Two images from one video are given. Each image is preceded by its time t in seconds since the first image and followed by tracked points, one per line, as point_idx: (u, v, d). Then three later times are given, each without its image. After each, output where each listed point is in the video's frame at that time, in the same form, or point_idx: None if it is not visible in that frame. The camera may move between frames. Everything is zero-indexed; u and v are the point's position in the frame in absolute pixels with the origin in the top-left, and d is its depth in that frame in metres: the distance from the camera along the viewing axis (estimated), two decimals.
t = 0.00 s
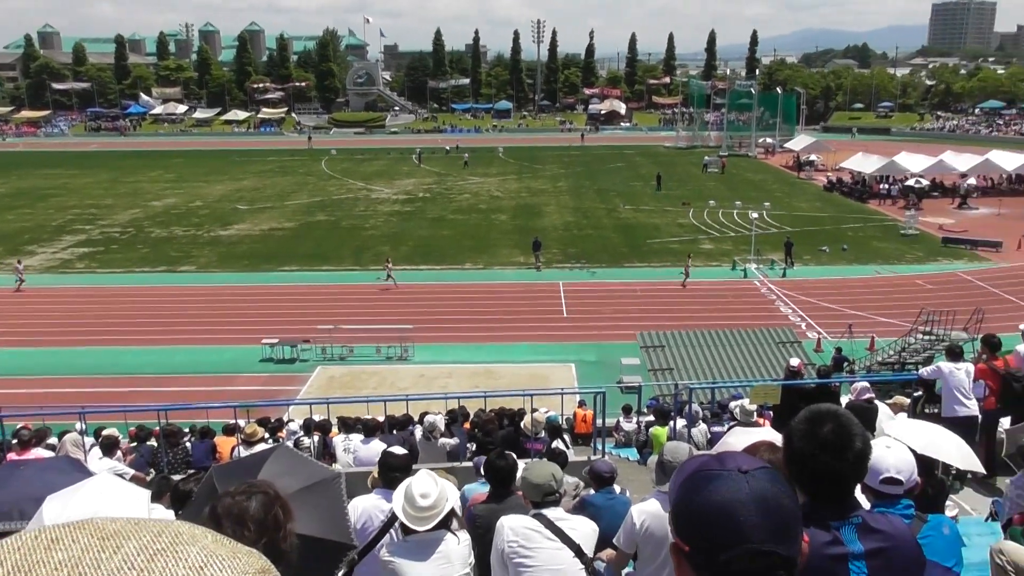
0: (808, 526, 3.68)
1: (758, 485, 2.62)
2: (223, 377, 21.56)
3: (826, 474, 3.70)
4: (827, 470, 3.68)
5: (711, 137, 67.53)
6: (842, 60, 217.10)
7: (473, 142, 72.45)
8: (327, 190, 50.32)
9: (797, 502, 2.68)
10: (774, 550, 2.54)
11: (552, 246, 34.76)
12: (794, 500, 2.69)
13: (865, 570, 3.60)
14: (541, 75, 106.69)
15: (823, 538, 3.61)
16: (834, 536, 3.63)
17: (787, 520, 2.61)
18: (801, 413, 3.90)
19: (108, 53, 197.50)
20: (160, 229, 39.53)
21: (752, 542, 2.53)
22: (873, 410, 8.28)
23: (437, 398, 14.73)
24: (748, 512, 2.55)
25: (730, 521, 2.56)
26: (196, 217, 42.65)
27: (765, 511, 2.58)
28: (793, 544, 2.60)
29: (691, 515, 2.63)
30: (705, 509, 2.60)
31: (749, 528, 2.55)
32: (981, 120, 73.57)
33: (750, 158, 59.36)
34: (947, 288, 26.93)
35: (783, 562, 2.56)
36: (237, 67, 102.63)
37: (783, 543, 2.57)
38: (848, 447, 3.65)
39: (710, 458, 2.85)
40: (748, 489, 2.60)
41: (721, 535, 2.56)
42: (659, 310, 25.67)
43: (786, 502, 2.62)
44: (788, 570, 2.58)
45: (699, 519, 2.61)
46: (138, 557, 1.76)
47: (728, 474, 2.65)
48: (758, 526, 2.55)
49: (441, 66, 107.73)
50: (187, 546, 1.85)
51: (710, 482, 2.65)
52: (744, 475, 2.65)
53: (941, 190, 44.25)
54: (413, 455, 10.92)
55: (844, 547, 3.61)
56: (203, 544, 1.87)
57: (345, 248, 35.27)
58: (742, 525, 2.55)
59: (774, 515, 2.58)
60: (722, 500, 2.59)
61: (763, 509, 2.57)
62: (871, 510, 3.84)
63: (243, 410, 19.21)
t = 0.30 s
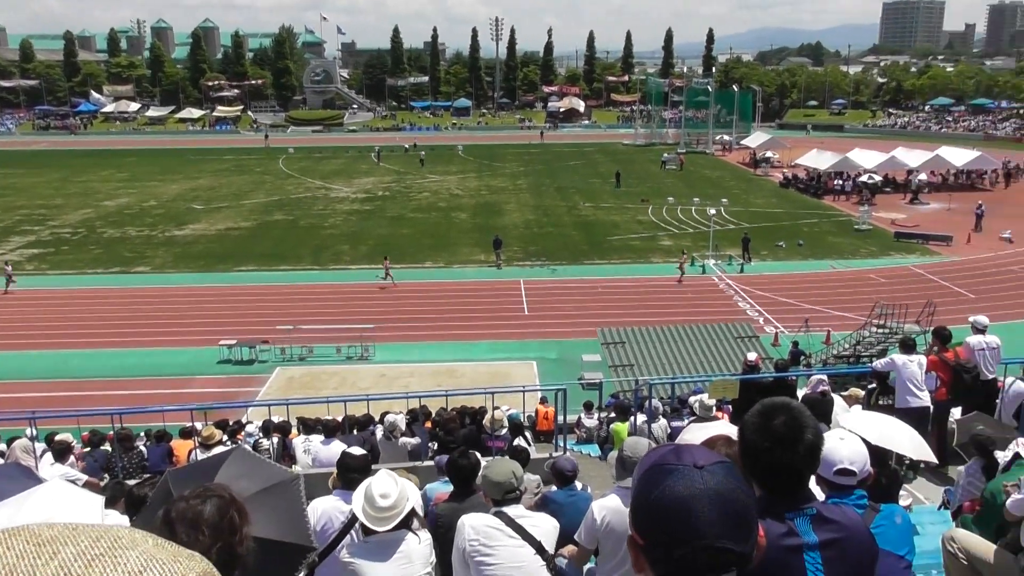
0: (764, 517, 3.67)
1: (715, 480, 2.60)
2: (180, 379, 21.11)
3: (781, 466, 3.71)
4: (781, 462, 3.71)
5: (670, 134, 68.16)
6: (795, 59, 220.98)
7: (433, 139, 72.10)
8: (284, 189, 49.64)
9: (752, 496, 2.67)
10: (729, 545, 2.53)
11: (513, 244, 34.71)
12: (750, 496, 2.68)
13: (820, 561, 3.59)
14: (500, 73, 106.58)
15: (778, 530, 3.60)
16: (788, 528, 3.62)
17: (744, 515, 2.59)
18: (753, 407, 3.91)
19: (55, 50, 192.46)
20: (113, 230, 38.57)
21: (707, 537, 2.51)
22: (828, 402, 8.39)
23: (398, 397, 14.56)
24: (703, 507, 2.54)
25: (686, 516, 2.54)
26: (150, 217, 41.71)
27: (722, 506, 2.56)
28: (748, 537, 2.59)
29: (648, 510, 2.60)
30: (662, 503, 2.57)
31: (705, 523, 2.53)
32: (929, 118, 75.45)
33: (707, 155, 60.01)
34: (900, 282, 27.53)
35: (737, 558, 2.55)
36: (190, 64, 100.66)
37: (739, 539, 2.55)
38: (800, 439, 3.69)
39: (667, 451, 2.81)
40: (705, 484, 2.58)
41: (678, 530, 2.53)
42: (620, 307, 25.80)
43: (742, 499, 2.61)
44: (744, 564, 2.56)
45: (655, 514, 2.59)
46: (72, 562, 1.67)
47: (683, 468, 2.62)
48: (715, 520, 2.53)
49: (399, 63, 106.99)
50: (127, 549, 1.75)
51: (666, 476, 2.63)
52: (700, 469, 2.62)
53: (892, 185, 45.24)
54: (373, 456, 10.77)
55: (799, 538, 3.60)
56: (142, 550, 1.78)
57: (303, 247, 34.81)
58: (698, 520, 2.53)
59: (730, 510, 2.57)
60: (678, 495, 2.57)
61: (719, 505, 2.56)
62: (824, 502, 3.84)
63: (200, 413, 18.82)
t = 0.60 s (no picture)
0: (724, 512, 3.64)
1: (676, 476, 2.58)
2: (138, 381, 20.66)
3: (740, 461, 3.73)
4: (740, 454, 3.74)
5: (632, 133, 68.63)
6: (754, 58, 223.74)
7: (395, 137, 71.62)
8: (245, 187, 48.92)
9: (714, 492, 2.64)
10: (689, 541, 2.50)
11: (477, 242, 34.62)
12: (712, 491, 2.66)
13: (779, 554, 3.55)
14: (463, 70, 106.30)
15: (739, 523, 3.57)
16: (748, 521, 3.58)
17: (706, 510, 2.57)
18: (713, 402, 3.94)
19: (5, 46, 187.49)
20: (68, 229, 37.64)
21: (667, 532, 2.49)
22: (787, 397, 8.49)
23: (362, 396, 14.38)
24: (665, 503, 2.52)
25: (647, 513, 2.51)
26: (107, 216, 40.77)
27: (683, 504, 2.53)
28: (709, 533, 2.56)
29: (609, 506, 2.57)
30: (623, 499, 2.54)
31: (667, 518, 2.50)
32: (885, 116, 76.86)
33: (669, 153, 60.48)
34: (858, 277, 28.01)
35: (696, 553, 2.51)
36: (147, 61, 98.75)
37: (698, 534, 2.52)
38: (758, 432, 3.73)
39: (627, 448, 2.80)
40: (665, 480, 2.56)
41: (637, 524, 2.51)
42: (584, 304, 25.86)
43: (704, 494, 2.59)
44: (704, 561, 2.52)
45: (615, 511, 2.55)
46: (18, 570, 1.60)
47: (644, 465, 2.61)
48: (675, 516, 2.51)
49: (361, 61, 106.13)
50: (74, 556, 1.66)
51: (628, 472, 2.60)
52: (662, 465, 2.61)
53: (850, 182, 46.02)
54: (337, 456, 10.63)
55: (760, 532, 3.56)
56: (89, 553, 1.70)
57: (264, 246, 34.32)
58: (658, 516, 2.51)
59: (691, 505, 2.54)
60: (641, 491, 2.54)
61: (679, 500, 2.54)
62: (784, 495, 3.82)
63: (159, 414, 18.45)
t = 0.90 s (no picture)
0: (687, 507, 3.63)
1: (641, 472, 2.56)
2: (99, 384, 20.23)
3: (705, 456, 3.73)
4: (704, 450, 3.73)
5: (596, 130, 68.87)
6: (716, 56, 225.84)
7: (360, 136, 71.01)
8: (207, 186, 48.15)
9: (678, 488, 2.62)
10: (650, 536, 2.46)
11: (443, 240, 34.47)
12: (676, 486, 2.64)
13: (743, 548, 3.53)
14: (427, 69, 105.77)
15: (702, 518, 3.55)
16: (712, 516, 3.57)
17: (669, 506, 2.54)
18: (678, 399, 3.97)
19: None
20: (24, 230, 36.70)
21: (630, 527, 2.45)
22: (751, 393, 8.55)
23: (328, 397, 14.19)
24: (629, 498, 2.49)
25: (612, 508, 2.48)
26: (64, 216, 39.84)
27: (647, 500, 2.51)
28: (673, 528, 2.53)
29: (573, 501, 2.54)
30: (587, 495, 2.52)
31: (632, 514, 2.47)
32: (845, 114, 78.11)
33: (634, 151, 60.79)
34: (820, 273, 28.42)
35: (659, 549, 2.48)
36: (105, 58, 96.74)
37: (661, 529, 2.49)
38: (722, 428, 3.74)
39: (592, 445, 2.77)
40: (629, 476, 2.54)
41: (600, 521, 2.47)
42: (551, 302, 25.88)
43: (666, 490, 2.57)
44: (666, 556, 2.50)
45: (579, 506, 2.52)
46: None
47: (608, 461, 2.59)
48: (638, 511, 2.48)
49: (324, 59, 105.13)
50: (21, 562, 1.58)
51: (590, 468, 2.59)
52: (624, 461, 2.59)
53: (811, 180, 46.69)
54: (302, 457, 10.49)
55: (723, 526, 3.54)
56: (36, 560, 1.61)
57: (227, 246, 33.79)
58: (623, 511, 2.47)
59: (655, 500, 2.52)
60: (605, 486, 2.51)
61: (643, 496, 2.51)
62: (748, 490, 3.79)
63: (121, 417, 18.06)
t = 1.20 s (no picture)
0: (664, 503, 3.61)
1: (622, 468, 2.51)
2: (73, 384, 19.91)
3: (680, 453, 3.71)
4: (680, 447, 3.70)
5: (574, 129, 68.98)
6: (692, 55, 227.01)
7: (336, 134, 70.52)
8: (182, 185, 47.59)
9: (659, 484, 2.58)
10: (628, 534, 2.43)
11: (421, 239, 34.34)
12: (658, 483, 2.59)
13: (719, 545, 3.52)
14: (404, 67, 105.33)
15: (678, 514, 3.54)
16: (688, 512, 3.56)
17: (649, 501, 2.51)
18: (652, 398, 3.94)
19: None
20: None
21: (609, 523, 2.43)
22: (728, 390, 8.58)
23: (305, 396, 14.04)
24: (608, 496, 2.45)
25: (590, 500, 2.45)
26: (37, 215, 39.19)
27: (629, 494, 2.47)
28: (653, 526, 2.50)
29: (552, 494, 2.51)
30: (566, 486, 2.49)
31: (609, 509, 2.44)
32: (820, 113, 78.83)
33: (611, 150, 60.95)
34: (795, 271, 28.66)
35: (635, 547, 2.45)
36: (77, 55, 95.27)
37: (639, 527, 2.46)
38: (698, 425, 3.71)
39: (574, 440, 2.72)
40: (610, 471, 2.49)
41: (581, 512, 2.44)
42: (530, 300, 25.85)
43: (647, 487, 2.53)
44: (645, 554, 2.47)
45: (561, 498, 2.49)
46: None
47: (588, 456, 2.55)
48: (618, 506, 2.44)
49: (299, 56, 104.33)
50: None
51: (572, 462, 2.56)
52: (606, 458, 2.54)
53: (787, 178, 47.05)
54: (279, 457, 10.38)
55: (699, 523, 3.53)
56: None
57: (203, 245, 33.41)
58: (603, 504, 2.44)
59: (636, 496, 2.48)
60: (586, 478, 2.48)
61: (625, 489, 2.47)
62: (724, 487, 3.78)
63: (95, 418, 17.79)
